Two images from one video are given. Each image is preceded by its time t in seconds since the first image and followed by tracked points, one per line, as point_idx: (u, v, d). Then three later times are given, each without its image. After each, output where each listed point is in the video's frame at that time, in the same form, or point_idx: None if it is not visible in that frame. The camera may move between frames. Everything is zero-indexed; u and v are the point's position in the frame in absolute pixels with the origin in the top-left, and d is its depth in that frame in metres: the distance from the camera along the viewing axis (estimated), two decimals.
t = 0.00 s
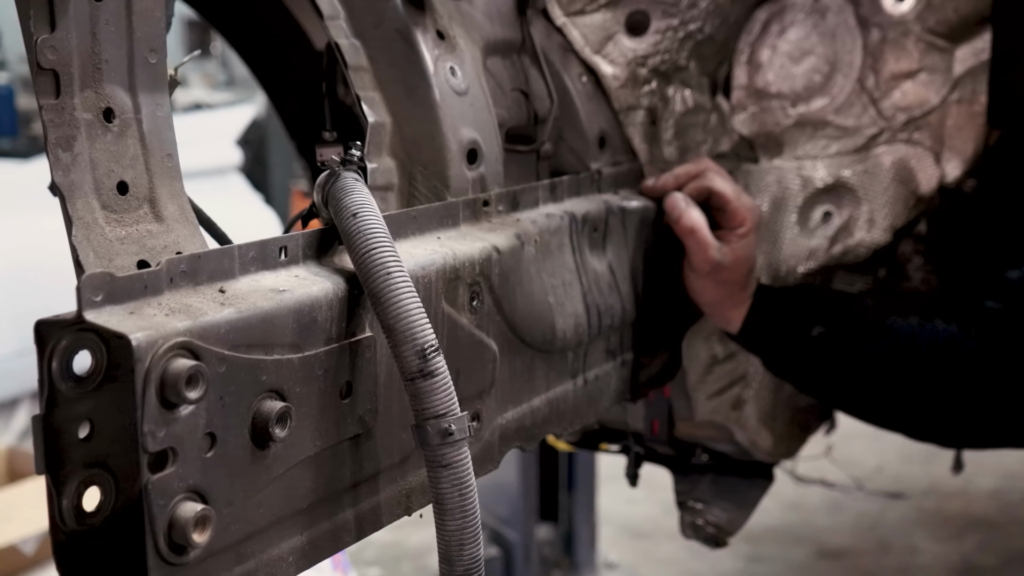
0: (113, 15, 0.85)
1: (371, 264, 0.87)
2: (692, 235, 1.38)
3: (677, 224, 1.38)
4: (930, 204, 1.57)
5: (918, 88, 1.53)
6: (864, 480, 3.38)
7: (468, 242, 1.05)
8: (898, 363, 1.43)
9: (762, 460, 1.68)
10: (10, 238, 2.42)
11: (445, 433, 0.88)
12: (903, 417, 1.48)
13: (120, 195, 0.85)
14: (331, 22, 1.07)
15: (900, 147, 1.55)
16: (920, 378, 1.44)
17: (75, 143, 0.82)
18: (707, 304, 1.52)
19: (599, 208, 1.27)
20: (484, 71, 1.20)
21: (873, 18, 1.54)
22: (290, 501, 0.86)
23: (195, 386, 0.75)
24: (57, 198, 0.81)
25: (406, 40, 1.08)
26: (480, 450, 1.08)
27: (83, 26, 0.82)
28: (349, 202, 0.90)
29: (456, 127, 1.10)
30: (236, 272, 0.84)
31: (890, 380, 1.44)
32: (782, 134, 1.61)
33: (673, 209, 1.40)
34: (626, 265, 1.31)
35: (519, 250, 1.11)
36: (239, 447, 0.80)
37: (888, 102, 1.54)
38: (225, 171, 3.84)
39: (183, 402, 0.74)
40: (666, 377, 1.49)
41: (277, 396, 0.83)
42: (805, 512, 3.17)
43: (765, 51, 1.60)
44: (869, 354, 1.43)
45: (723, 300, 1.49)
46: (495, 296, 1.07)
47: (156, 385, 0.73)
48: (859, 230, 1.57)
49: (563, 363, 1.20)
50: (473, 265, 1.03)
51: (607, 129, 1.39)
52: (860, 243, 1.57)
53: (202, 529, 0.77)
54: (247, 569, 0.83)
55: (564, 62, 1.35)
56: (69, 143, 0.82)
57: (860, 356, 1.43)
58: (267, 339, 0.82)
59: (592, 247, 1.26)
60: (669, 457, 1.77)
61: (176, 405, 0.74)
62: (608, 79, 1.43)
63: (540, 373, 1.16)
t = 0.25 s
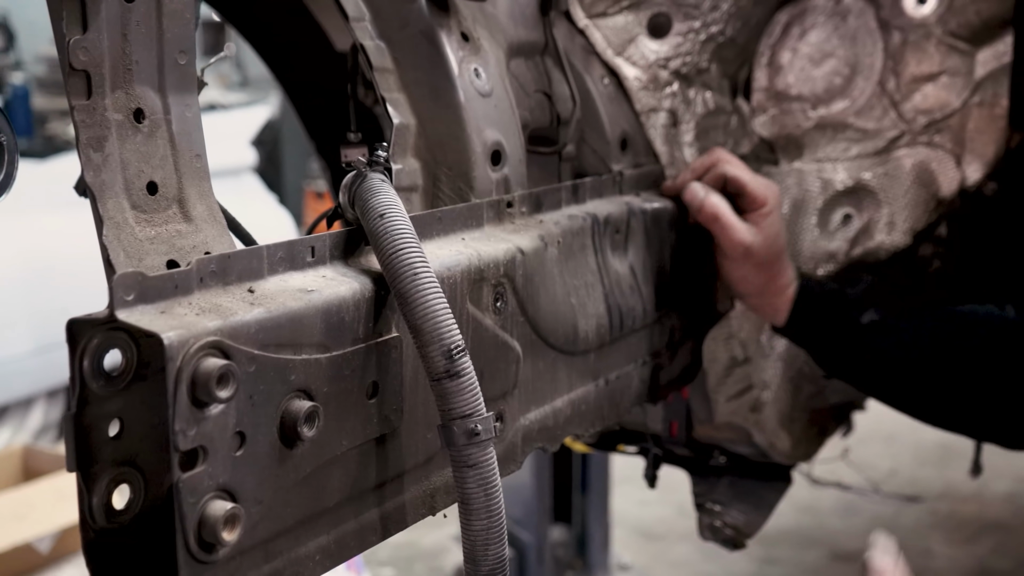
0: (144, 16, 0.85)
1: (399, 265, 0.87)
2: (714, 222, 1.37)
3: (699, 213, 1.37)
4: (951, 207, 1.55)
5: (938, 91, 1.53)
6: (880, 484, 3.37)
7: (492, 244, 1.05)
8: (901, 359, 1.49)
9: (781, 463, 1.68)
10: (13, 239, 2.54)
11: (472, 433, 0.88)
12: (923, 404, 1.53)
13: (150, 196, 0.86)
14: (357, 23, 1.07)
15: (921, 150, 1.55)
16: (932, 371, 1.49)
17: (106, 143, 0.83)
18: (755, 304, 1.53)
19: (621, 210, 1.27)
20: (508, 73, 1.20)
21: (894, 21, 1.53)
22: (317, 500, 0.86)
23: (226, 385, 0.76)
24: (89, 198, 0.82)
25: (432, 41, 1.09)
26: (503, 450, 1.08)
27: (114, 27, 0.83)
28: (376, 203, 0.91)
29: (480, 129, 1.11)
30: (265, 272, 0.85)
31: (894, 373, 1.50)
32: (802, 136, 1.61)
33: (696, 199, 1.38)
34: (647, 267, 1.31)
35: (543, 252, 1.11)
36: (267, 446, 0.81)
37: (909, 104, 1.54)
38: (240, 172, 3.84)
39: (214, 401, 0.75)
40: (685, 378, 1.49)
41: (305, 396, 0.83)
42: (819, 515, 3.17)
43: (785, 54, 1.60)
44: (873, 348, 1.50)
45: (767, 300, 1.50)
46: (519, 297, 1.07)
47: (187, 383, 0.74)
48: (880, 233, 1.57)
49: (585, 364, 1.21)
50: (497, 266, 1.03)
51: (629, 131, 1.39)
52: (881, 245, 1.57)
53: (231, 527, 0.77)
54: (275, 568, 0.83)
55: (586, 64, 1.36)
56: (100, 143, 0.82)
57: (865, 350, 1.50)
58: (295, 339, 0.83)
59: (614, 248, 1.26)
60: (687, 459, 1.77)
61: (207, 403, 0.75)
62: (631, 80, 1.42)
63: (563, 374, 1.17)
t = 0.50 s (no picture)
0: (174, 18, 0.86)
1: (426, 265, 0.88)
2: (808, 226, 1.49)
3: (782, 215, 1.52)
4: (970, 209, 1.54)
5: (959, 95, 1.52)
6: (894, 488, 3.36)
7: (516, 245, 1.05)
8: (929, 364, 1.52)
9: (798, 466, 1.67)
10: (20, 237, 2.50)
11: (498, 433, 0.88)
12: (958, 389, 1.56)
13: (179, 195, 0.86)
14: (381, 25, 1.07)
15: (942, 153, 1.54)
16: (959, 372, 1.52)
17: (137, 143, 0.83)
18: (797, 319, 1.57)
19: (643, 212, 1.27)
20: (531, 74, 1.20)
21: (916, 24, 1.53)
22: (344, 499, 0.87)
23: (256, 384, 0.76)
24: (119, 198, 0.82)
25: (456, 43, 1.09)
26: (526, 451, 1.08)
27: (145, 28, 0.83)
28: (403, 203, 0.91)
29: (504, 130, 1.11)
30: (294, 272, 0.85)
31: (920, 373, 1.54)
32: (823, 138, 1.63)
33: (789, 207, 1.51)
34: (668, 269, 1.31)
35: (566, 253, 1.11)
36: (296, 445, 0.81)
37: (929, 107, 1.54)
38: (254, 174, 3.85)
39: (244, 399, 0.75)
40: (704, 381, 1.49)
41: (333, 395, 0.83)
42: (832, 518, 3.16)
43: (806, 56, 1.62)
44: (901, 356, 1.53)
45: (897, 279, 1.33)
46: (542, 297, 1.08)
47: (218, 382, 0.74)
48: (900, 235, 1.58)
49: (606, 365, 1.21)
50: (521, 267, 1.04)
51: (650, 133, 1.39)
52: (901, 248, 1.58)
53: (260, 526, 0.78)
54: (302, 566, 0.84)
55: (608, 67, 1.36)
56: (131, 143, 0.83)
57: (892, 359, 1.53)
58: (323, 339, 0.83)
59: (635, 250, 1.26)
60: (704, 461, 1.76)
61: (237, 402, 0.75)
62: (652, 82, 1.42)
63: (585, 375, 1.17)
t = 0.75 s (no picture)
0: (203, 20, 0.87)
1: (450, 268, 0.88)
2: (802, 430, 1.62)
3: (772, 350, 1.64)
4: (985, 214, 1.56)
5: (974, 99, 1.53)
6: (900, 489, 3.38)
7: (538, 247, 1.06)
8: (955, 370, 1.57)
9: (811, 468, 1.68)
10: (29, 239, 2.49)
11: (521, 434, 0.89)
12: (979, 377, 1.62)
13: (207, 197, 0.87)
14: (404, 27, 1.09)
15: (956, 157, 1.55)
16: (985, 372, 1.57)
17: (166, 145, 0.84)
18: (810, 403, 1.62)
19: (661, 215, 1.28)
20: (551, 77, 1.21)
21: (931, 28, 1.54)
22: (368, 499, 0.87)
23: (285, 384, 0.77)
24: (147, 199, 0.83)
25: (477, 46, 1.09)
26: (546, 452, 1.09)
27: (174, 30, 0.84)
28: (427, 206, 0.92)
29: (525, 133, 1.11)
30: (320, 274, 0.86)
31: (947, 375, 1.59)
32: (838, 142, 1.62)
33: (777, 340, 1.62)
34: (685, 271, 1.32)
35: (586, 255, 1.12)
36: (323, 444, 0.82)
37: (944, 111, 1.55)
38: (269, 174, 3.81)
39: (273, 399, 0.76)
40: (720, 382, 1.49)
41: (359, 396, 0.84)
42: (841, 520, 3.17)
43: (820, 60, 1.61)
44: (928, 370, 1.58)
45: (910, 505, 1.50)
46: (563, 299, 1.08)
47: (248, 381, 0.75)
48: (913, 239, 1.56)
49: (624, 367, 1.21)
50: (543, 269, 1.04)
51: (668, 136, 1.39)
52: (914, 252, 1.57)
53: (289, 524, 0.78)
54: (328, 565, 0.85)
55: (626, 71, 1.37)
56: (160, 145, 0.84)
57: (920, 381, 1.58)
58: (350, 339, 0.84)
59: (653, 252, 1.27)
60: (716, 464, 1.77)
61: (266, 401, 0.76)
62: (669, 86, 1.42)
63: (604, 376, 1.18)
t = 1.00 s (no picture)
0: (233, 25, 0.88)
1: (474, 270, 0.90)
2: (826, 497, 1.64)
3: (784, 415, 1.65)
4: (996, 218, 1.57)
5: (983, 105, 1.54)
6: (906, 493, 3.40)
7: (556, 249, 1.08)
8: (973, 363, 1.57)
9: (818, 470, 1.69)
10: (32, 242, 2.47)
11: (543, 434, 0.90)
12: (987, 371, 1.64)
13: (234, 199, 0.88)
14: (424, 33, 1.10)
15: (966, 161, 1.54)
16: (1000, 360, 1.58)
17: (196, 148, 0.85)
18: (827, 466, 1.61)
19: (674, 219, 1.29)
20: (568, 82, 1.23)
21: (940, 35, 1.56)
22: (392, 497, 0.89)
23: (315, 383, 0.78)
24: (177, 201, 0.84)
25: (496, 51, 1.11)
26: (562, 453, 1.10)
27: (205, 34, 0.86)
28: (450, 208, 0.93)
29: (543, 137, 1.13)
30: (346, 275, 0.88)
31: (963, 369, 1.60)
32: (847, 147, 1.63)
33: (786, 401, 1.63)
34: (698, 275, 1.33)
35: (602, 257, 1.13)
36: (350, 443, 0.83)
37: (953, 117, 1.55)
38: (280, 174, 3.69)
39: (303, 398, 0.77)
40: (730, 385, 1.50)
41: (384, 396, 0.86)
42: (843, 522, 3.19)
43: (829, 67, 1.65)
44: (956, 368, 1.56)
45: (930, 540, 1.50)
46: (580, 302, 1.10)
47: (279, 381, 0.76)
48: (920, 244, 1.56)
49: (638, 369, 1.22)
50: (561, 272, 1.06)
51: (681, 141, 1.41)
52: (922, 256, 1.56)
53: (317, 522, 0.80)
54: (353, 563, 0.86)
55: (641, 76, 1.39)
56: (190, 148, 0.85)
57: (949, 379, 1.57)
58: (377, 340, 0.85)
59: (666, 256, 1.28)
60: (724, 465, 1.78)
61: (297, 400, 0.77)
62: (683, 91, 1.43)
63: (618, 378, 1.19)
